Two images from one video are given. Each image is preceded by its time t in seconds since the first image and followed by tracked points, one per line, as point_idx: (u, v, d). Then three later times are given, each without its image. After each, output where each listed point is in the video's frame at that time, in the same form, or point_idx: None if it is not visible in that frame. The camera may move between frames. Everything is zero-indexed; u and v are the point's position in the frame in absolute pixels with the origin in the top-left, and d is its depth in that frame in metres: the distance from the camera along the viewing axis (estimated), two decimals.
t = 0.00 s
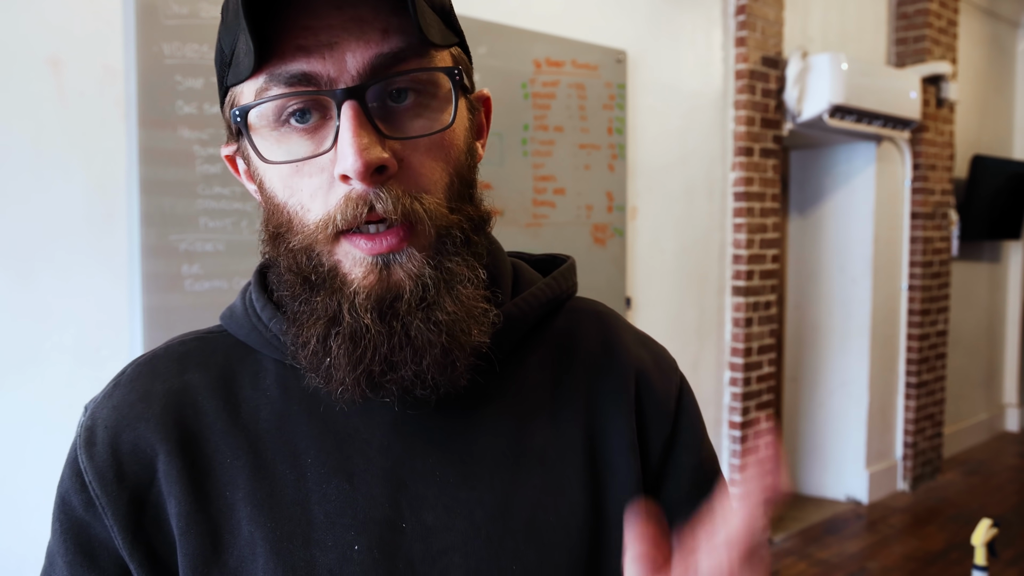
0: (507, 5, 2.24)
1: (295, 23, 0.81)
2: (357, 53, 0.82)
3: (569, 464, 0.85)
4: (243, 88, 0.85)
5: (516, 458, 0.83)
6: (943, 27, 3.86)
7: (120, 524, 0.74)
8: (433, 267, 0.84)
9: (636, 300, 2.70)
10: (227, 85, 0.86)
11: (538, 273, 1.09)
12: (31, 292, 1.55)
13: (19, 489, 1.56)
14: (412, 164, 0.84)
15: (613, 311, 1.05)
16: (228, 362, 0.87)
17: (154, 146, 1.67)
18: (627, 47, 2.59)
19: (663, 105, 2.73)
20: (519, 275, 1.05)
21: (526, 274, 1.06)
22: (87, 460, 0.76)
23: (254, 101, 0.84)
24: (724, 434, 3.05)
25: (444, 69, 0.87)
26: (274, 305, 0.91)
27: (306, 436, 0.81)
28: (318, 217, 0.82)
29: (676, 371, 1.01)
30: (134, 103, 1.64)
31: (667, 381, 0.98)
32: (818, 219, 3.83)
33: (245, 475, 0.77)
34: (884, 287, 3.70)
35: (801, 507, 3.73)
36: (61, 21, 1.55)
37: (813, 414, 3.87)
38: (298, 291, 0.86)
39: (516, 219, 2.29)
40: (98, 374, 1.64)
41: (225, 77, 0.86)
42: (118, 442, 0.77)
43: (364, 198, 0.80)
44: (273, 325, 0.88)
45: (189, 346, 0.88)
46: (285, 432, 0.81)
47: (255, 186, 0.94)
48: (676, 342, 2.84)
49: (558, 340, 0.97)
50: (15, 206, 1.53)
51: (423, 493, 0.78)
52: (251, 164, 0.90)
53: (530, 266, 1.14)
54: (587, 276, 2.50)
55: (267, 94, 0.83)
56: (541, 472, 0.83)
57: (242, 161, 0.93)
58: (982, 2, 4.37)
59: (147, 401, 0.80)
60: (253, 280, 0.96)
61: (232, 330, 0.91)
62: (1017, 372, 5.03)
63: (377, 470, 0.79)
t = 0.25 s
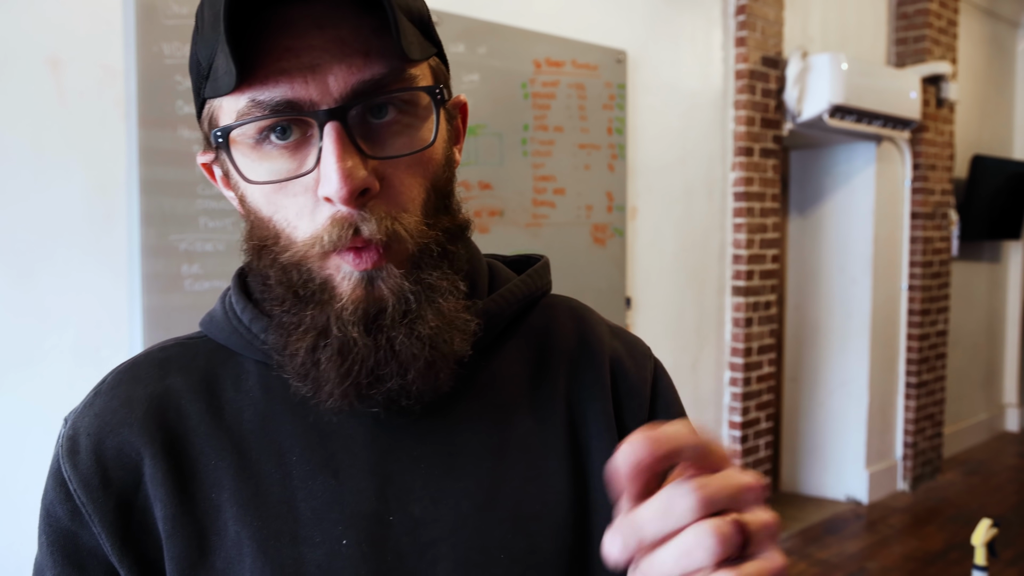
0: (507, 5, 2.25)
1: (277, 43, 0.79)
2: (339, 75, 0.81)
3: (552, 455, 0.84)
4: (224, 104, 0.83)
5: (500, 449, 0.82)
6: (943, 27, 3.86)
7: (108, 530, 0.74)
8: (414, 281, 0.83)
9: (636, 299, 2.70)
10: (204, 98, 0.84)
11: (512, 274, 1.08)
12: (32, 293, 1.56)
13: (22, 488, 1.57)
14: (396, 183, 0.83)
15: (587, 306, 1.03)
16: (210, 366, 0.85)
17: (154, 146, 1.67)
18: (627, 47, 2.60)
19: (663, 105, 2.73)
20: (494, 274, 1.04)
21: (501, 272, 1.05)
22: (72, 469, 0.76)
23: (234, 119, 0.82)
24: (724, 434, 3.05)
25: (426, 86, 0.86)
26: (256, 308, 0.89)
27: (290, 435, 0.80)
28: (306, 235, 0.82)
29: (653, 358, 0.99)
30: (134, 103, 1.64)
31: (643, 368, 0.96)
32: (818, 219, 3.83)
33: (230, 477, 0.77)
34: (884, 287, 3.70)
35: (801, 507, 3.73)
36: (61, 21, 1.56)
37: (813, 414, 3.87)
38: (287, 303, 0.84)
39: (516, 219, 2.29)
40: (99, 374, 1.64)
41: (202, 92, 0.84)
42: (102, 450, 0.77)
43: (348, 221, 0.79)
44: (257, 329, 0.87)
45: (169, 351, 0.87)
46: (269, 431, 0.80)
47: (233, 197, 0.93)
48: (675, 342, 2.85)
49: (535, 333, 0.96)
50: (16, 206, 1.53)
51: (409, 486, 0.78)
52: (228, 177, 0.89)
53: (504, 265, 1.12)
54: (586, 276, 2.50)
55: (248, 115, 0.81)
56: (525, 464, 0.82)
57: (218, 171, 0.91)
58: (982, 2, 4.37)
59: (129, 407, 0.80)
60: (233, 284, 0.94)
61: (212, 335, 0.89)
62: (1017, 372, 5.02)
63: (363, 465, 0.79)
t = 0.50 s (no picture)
0: (508, 5, 2.24)
1: (246, 42, 0.75)
2: (310, 77, 0.77)
3: (543, 468, 0.84)
4: (188, 102, 0.78)
5: (487, 462, 0.82)
6: (943, 27, 3.86)
7: (86, 551, 0.71)
8: (383, 291, 0.79)
9: (636, 299, 2.70)
10: (171, 97, 0.79)
11: (501, 274, 1.09)
12: (31, 292, 1.55)
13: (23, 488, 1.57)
14: (365, 189, 0.78)
15: (579, 313, 1.04)
16: (186, 377, 0.82)
17: (154, 146, 1.66)
18: (627, 47, 2.59)
19: (663, 106, 2.73)
20: (481, 275, 1.02)
21: (490, 274, 1.04)
22: (47, 485, 0.72)
23: (198, 120, 0.78)
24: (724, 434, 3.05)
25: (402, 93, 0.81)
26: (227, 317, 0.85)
27: (270, 451, 0.77)
28: (262, 239, 0.77)
29: (643, 373, 1.01)
30: (134, 103, 1.64)
31: (636, 381, 0.98)
32: (818, 218, 3.83)
33: (209, 495, 0.74)
34: (884, 287, 3.70)
35: (801, 507, 3.73)
36: (61, 21, 1.55)
37: (813, 414, 3.87)
38: (243, 313, 0.80)
39: (516, 219, 2.29)
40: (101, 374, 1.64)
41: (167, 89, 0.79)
42: (77, 465, 0.74)
43: (312, 227, 0.75)
44: (225, 341, 0.83)
45: (146, 365, 0.82)
46: (248, 446, 0.77)
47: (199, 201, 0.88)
48: (675, 342, 2.85)
49: (526, 342, 0.95)
50: (17, 205, 1.53)
51: (393, 500, 0.77)
52: (193, 180, 0.84)
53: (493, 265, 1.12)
54: (587, 276, 2.50)
55: (212, 116, 0.77)
56: (515, 476, 0.82)
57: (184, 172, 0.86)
58: (982, 2, 4.38)
59: (105, 423, 0.76)
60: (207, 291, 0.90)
61: (188, 347, 0.85)
62: (1017, 372, 5.03)
63: (345, 481, 0.77)
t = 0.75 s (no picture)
0: (508, 5, 2.25)
1: (229, 28, 0.75)
2: (296, 62, 0.77)
3: (545, 472, 0.84)
4: (174, 94, 0.79)
5: (491, 467, 0.82)
6: (943, 27, 3.86)
7: (78, 570, 0.69)
8: (382, 278, 0.80)
9: (636, 299, 2.70)
10: (158, 90, 0.79)
11: (496, 272, 1.08)
12: (31, 289, 1.56)
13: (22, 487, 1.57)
14: (357, 174, 0.79)
15: (576, 313, 1.05)
16: (177, 383, 0.81)
17: (155, 146, 1.67)
18: (627, 47, 2.59)
19: (663, 106, 2.73)
20: (479, 274, 1.03)
21: (488, 274, 1.04)
22: (31, 502, 0.70)
23: (186, 110, 0.78)
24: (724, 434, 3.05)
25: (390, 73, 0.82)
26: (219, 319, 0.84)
27: (270, 460, 0.77)
28: (254, 231, 0.77)
29: (638, 373, 1.02)
30: (134, 103, 1.64)
31: (632, 383, 0.99)
32: (818, 218, 3.83)
33: (208, 507, 0.73)
34: (884, 287, 3.70)
35: (801, 507, 3.72)
36: (60, 20, 1.55)
37: (813, 414, 3.87)
38: (234, 307, 0.81)
39: (516, 219, 2.29)
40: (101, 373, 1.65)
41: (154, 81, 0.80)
42: (65, 479, 0.72)
43: (306, 214, 0.75)
44: (218, 343, 0.82)
45: (131, 371, 0.81)
46: (247, 456, 0.77)
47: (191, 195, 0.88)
48: (675, 343, 2.85)
49: (525, 342, 0.95)
50: (18, 205, 1.53)
51: (399, 510, 0.77)
52: (185, 175, 0.84)
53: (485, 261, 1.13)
54: (587, 276, 2.50)
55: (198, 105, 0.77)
56: (520, 482, 0.83)
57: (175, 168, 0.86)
58: (982, 2, 4.38)
59: (93, 435, 0.74)
60: (196, 294, 0.89)
61: (177, 351, 0.83)
62: (1017, 372, 5.03)
63: (348, 490, 0.76)
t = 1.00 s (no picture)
0: (508, 5, 2.25)
1: (224, 23, 0.75)
2: (291, 59, 0.76)
3: (537, 473, 0.84)
4: (162, 90, 0.77)
5: (483, 469, 0.83)
6: (943, 27, 3.86)
7: None
8: (378, 281, 0.80)
9: (636, 299, 2.70)
10: (144, 86, 0.78)
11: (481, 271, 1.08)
12: (31, 287, 1.55)
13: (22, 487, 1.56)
14: (354, 174, 0.79)
15: (558, 306, 1.05)
16: (161, 391, 0.80)
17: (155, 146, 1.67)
18: (627, 47, 2.59)
19: (663, 106, 2.73)
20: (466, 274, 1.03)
21: (475, 274, 1.04)
22: (12, 519, 0.68)
23: (175, 106, 0.77)
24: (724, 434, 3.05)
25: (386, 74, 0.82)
26: (206, 327, 0.83)
27: (259, 467, 0.76)
28: (247, 232, 0.77)
29: (625, 370, 1.02)
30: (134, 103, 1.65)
31: (620, 378, 0.99)
32: (818, 218, 3.83)
33: (196, 517, 0.73)
34: (884, 287, 3.70)
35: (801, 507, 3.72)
36: (60, 19, 1.55)
37: (813, 414, 3.87)
38: (228, 311, 0.80)
39: (516, 219, 2.29)
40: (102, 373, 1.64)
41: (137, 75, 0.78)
42: (48, 493, 0.70)
43: (302, 214, 0.75)
44: (204, 349, 0.81)
45: (112, 381, 0.80)
46: (235, 464, 0.76)
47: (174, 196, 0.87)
48: (675, 343, 2.85)
49: (513, 341, 0.95)
50: (19, 204, 1.53)
51: (390, 514, 0.77)
52: (171, 174, 0.83)
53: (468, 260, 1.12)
54: (587, 275, 2.50)
55: (190, 102, 0.76)
56: (512, 484, 0.83)
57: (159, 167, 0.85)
58: (982, 2, 4.38)
59: (76, 446, 0.73)
60: (179, 300, 0.88)
61: (160, 358, 0.82)
62: (1017, 372, 5.02)
63: (339, 495, 0.76)
